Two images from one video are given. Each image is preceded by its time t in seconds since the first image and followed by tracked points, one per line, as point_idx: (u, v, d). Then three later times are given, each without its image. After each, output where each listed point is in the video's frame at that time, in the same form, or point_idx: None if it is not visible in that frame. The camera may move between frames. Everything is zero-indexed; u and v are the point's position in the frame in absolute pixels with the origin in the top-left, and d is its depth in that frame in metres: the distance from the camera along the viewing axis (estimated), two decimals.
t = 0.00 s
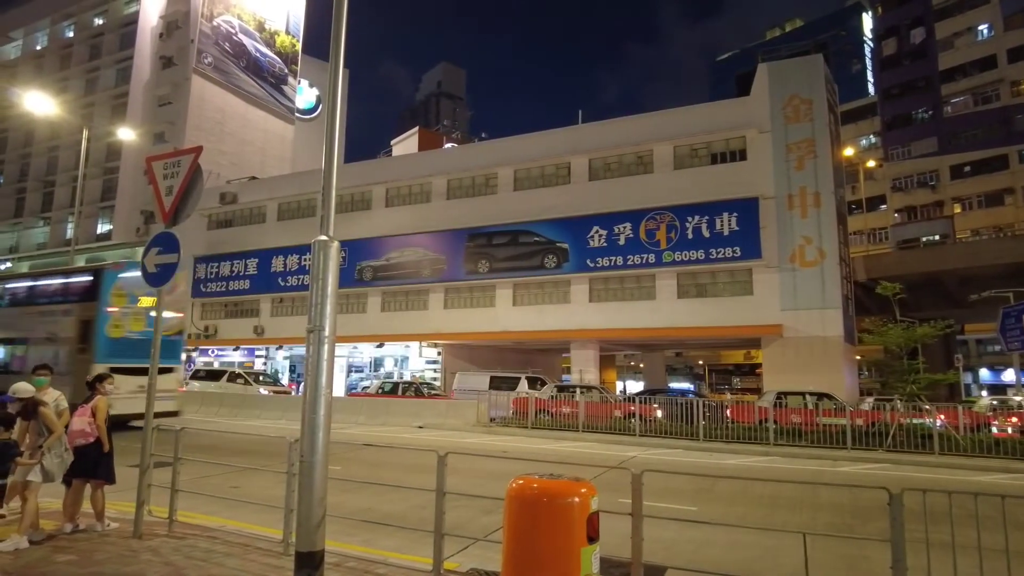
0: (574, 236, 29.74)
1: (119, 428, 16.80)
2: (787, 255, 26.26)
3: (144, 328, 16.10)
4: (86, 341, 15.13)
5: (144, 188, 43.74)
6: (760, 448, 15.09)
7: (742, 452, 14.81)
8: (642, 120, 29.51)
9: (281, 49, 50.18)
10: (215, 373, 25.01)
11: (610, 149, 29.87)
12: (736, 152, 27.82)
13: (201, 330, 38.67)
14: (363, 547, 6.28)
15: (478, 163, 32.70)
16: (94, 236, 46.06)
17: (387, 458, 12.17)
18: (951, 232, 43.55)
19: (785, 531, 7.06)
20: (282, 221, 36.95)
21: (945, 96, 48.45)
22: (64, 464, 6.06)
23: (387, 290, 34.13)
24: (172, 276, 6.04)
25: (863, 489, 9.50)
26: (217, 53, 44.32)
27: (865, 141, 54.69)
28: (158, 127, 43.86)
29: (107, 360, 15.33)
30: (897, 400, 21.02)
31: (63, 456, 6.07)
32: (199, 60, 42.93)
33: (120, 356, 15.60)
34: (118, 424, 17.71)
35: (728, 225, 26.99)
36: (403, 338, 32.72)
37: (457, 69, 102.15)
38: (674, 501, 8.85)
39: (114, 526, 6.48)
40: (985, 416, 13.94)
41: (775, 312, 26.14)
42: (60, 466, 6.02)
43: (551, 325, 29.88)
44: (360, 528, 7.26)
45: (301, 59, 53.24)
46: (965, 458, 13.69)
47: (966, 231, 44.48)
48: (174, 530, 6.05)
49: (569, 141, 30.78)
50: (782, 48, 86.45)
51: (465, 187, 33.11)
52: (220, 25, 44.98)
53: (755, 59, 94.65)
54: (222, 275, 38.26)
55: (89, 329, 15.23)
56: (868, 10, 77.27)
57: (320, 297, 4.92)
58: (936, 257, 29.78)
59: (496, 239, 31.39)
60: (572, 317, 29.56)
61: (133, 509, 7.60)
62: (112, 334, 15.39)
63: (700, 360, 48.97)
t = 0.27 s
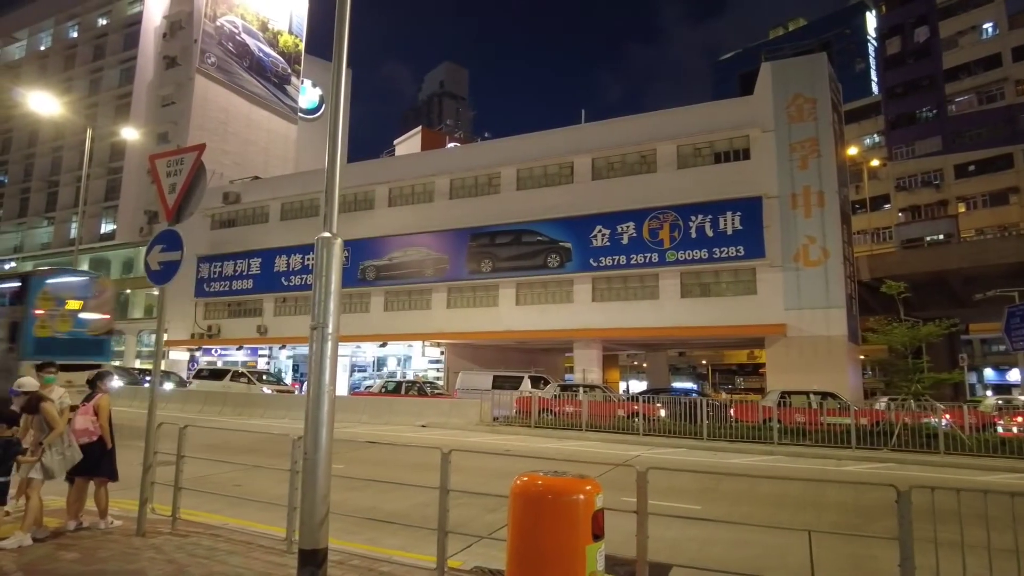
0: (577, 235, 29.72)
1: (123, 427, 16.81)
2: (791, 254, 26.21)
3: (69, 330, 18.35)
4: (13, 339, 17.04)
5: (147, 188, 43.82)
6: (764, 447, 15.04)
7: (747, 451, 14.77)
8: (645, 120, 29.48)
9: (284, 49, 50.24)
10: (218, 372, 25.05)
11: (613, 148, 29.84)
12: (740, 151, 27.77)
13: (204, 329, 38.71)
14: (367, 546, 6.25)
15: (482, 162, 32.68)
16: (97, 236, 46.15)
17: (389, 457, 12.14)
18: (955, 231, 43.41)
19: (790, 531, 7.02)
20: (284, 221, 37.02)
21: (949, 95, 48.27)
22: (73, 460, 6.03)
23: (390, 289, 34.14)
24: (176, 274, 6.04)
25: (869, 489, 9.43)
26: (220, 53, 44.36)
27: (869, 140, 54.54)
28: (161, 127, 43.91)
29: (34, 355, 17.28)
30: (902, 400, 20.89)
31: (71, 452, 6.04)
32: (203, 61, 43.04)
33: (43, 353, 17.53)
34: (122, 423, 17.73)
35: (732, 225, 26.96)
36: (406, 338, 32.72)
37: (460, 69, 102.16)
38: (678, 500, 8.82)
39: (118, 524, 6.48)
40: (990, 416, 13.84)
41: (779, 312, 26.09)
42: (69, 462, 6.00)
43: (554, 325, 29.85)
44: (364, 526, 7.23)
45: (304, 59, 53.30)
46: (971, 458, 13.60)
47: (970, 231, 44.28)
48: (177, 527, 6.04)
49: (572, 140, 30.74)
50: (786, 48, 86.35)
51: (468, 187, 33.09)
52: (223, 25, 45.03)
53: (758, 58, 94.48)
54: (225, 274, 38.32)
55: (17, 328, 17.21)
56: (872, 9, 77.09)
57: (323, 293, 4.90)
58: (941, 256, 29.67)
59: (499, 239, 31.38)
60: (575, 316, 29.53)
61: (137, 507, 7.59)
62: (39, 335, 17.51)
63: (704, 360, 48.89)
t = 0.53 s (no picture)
0: (582, 233, 29.61)
1: (128, 425, 16.77)
2: (797, 252, 26.06)
3: None
4: None
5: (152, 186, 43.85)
6: (772, 446, 14.93)
7: (754, 450, 14.66)
8: (651, 117, 29.36)
9: (289, 47, 50.18)
10: (223, 370, 25.05)
11: (619, 146, 29.72)
12: (746, 148, 27.64)
13: (209, 327, 38.74)
14: (375, 543, 6.17)
15: (486, 160, 32.58)
16: (102, 234, 46.19)
17: (395, 454, 12.08)
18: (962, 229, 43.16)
19: (803, 530, 6.92)
20: (289, 219, 37.01)
21: (956, 92, 47.96)
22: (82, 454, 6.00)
23: (394, 288, 34.09)
24: (182, 269, 5.97)
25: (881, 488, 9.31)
26: (224, 51, 44.33)
27: (875, 138, 54.29)
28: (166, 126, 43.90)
29: None
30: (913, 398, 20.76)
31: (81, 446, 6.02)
32: (207, 59, 43.05)
33: None
34: (127, 421, 17.71)
35: (738, 223, 26.83)
36: (410, 336, 32.68)
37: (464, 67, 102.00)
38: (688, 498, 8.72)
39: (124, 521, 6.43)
40: (1002, 414, 13.59)
41: (785, 310, 25.94)
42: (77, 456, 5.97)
43: (559, 323, 29.75)
44: (372, 524, 7.15)
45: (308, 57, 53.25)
46: (982, 457, 13.46)
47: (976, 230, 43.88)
48: (183, 524, 5.98)
49: (577, 138, 30.64)
50: (791, 46, 86.02)
51: (472, 185, 32.98)
52: (227, 23, 44.98)
53: (763, 56, 94.07)
54: (229, 272, 38.35)
55: None
56: (878, 7, 76.71)
57: (332, 288, 4.82)
58: (948, 254, 29.48)
59: (504, 237, 31.30)
60: (579, 315, 29.44)
61: (143, 504, 7.54)
62: None
63: (708, 359, 48.75)
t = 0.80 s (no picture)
0: (588, 230, 29.44)
1: (133, 423, 16.69)
2: (805, 250, 25.85)
3: None
4: None
5: (156, 183, 43.80)
6: (783, 445, 14.76)
7: (765, 449, 14.50)
8: (658, 114, 29.16)
9: (293, 44, 50.02)
10: (227, 367, 24.95)
11: (625, 142, 29.52)
12: (754, 145, 27.41)
13: (213, 324, 38.69)
14: (387, 545, 6.04)
15: (492, 157, 32.41)
16: (107, 231, 46.16)
17: (403, 453, 11.95)
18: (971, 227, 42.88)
19: (822, 532, 6.78)
20: (294, 216, 36.93)
21: (964, 90, 47.61)
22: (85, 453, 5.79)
23: (399, 285, 33.96)
24: (189, 263, 5.84)
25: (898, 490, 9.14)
26: (229, 47, 44.23)
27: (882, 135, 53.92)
28: (171, 122, 43.81)
29: None
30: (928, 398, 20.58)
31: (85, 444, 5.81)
32: (211, 55, 42.95)
33: None
34: (132, 418, 17.62)
35: (746, 220, 26.64)
36: (415, 334, 32.58)
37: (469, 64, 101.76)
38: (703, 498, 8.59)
39: (130, 519, 6.32)
40: (1016, 415, 13.49)
41: (792, 308, 25.75)
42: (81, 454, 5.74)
43: (565, 321, 29.61)
44: (382, 524, 7.02)
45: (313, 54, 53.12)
46: (997, 458, 13.27)
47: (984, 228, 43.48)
48: (191, 525, 5.85)
49: (584, 135, 30.45)
50: (797, 44, 85.57)
51: (478, 182, 32.82)
52: (232, 20, 44.86)
53: (769, 53, 93.64)
54: (234, 269, 38.29)
55: None
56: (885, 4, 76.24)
57: (345, 283, 4.68)
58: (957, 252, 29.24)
59: (509, 234, 31.15)
60: (585, 313, 29.29)
61: (150, 503, 7.43)
62: None
63: (714, 357, 48.56)
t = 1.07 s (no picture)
0: (595, 228, 29.25)
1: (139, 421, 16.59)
2: (814, 248, 25.60)
3: None
4: None
5: (162, 180, 43.78)
6: (796, 445, 14.58)
7: (777, 450, 14.32)
8: (666, 111, 28.94)
9: (299, 41, 49.87)
10: (233, 365, 24.87)
11: (633, 140, 29.32)
12: (762, 142, 27.18)
13: (219, 322, 38.64)
14: (399, 549, 5.89)
15: (498, 155, 32.23)
16: (113, 228, 46.20)
17: (411, 454, 11.80)
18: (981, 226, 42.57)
19: (845, 537, 6.61)
20: (300, 214, 36.88)
21: (974, 87, 47.19)
22: (92, 454, 5.49)
23: (405, 283, 33.84)
24: (197, 260, 5.69)
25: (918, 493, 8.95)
26: (235, 45, 44.16)
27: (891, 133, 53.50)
28: (176, 120, 43.79)
29: None
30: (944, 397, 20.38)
31: (93, 444, 5.52)
32: (217, 53, 42.90)
33: None
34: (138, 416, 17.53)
35: (754, 218, 26.41)
36: (421, 332, 32.46)
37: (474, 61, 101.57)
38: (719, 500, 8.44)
39: (138, 521, 6.19)
40: None
41: (802, 307, 25.52)
42: (87, 455, 5.43)
43: (571, 320, 29.44)
44: (394, 528, 6.87)
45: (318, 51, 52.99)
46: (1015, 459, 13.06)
47: (994, 227, 43.09)
48: (199, 528, 5.71)
49: (591, 132, 30.25)
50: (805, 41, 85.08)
51: (484, 179, 32.66)
52: (238, 17, 44.78)
53: (775, 51, 93.19)
54: (240, 267, 38.26)
55: None
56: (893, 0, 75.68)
57: (359, 280, 4.53)
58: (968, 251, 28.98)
59: (515, 232, 30.98)
60: (592, 311, 29.11)
61: (157, 504, 7.30)
62: None
63: (720, 356, 48.33)
